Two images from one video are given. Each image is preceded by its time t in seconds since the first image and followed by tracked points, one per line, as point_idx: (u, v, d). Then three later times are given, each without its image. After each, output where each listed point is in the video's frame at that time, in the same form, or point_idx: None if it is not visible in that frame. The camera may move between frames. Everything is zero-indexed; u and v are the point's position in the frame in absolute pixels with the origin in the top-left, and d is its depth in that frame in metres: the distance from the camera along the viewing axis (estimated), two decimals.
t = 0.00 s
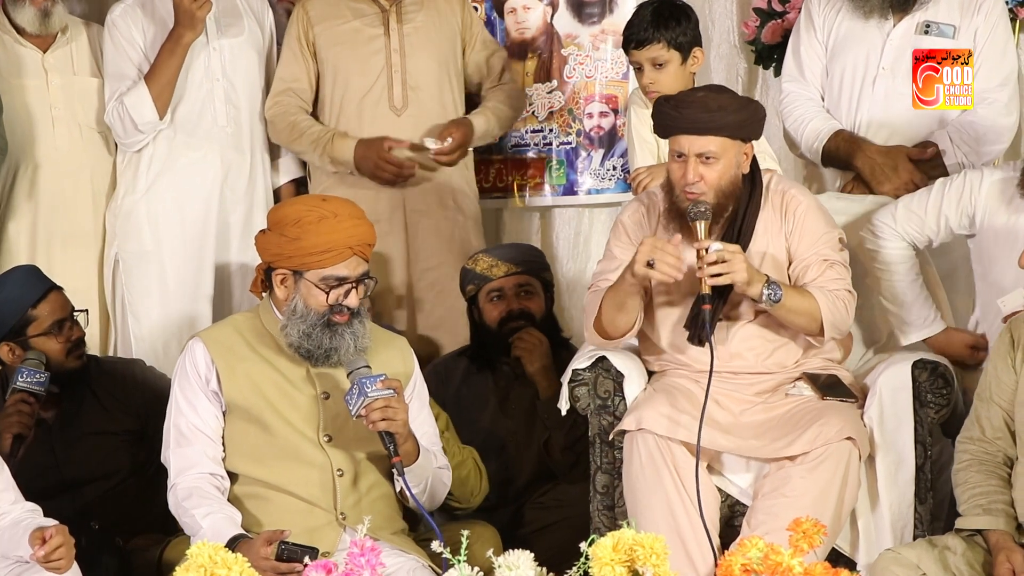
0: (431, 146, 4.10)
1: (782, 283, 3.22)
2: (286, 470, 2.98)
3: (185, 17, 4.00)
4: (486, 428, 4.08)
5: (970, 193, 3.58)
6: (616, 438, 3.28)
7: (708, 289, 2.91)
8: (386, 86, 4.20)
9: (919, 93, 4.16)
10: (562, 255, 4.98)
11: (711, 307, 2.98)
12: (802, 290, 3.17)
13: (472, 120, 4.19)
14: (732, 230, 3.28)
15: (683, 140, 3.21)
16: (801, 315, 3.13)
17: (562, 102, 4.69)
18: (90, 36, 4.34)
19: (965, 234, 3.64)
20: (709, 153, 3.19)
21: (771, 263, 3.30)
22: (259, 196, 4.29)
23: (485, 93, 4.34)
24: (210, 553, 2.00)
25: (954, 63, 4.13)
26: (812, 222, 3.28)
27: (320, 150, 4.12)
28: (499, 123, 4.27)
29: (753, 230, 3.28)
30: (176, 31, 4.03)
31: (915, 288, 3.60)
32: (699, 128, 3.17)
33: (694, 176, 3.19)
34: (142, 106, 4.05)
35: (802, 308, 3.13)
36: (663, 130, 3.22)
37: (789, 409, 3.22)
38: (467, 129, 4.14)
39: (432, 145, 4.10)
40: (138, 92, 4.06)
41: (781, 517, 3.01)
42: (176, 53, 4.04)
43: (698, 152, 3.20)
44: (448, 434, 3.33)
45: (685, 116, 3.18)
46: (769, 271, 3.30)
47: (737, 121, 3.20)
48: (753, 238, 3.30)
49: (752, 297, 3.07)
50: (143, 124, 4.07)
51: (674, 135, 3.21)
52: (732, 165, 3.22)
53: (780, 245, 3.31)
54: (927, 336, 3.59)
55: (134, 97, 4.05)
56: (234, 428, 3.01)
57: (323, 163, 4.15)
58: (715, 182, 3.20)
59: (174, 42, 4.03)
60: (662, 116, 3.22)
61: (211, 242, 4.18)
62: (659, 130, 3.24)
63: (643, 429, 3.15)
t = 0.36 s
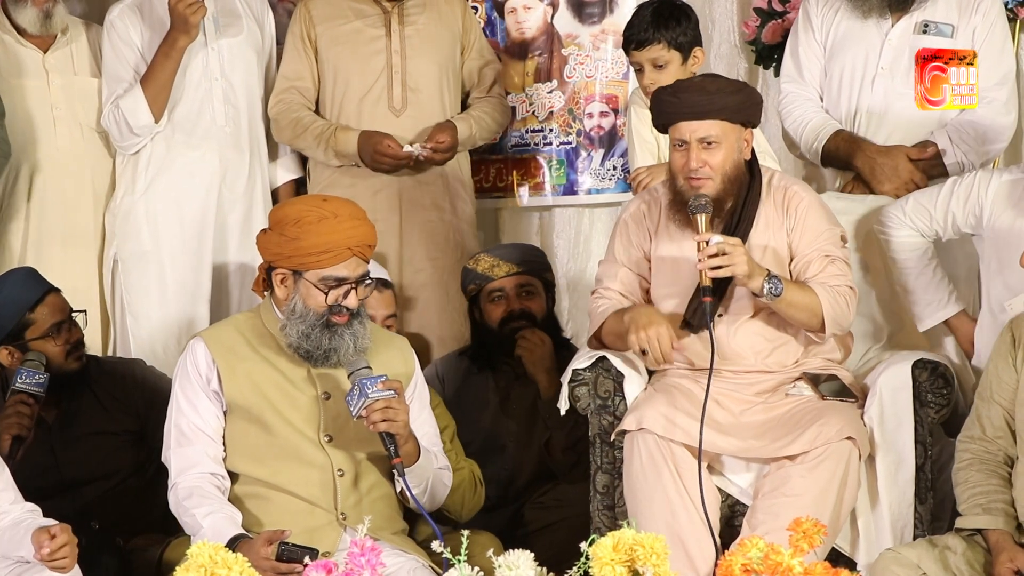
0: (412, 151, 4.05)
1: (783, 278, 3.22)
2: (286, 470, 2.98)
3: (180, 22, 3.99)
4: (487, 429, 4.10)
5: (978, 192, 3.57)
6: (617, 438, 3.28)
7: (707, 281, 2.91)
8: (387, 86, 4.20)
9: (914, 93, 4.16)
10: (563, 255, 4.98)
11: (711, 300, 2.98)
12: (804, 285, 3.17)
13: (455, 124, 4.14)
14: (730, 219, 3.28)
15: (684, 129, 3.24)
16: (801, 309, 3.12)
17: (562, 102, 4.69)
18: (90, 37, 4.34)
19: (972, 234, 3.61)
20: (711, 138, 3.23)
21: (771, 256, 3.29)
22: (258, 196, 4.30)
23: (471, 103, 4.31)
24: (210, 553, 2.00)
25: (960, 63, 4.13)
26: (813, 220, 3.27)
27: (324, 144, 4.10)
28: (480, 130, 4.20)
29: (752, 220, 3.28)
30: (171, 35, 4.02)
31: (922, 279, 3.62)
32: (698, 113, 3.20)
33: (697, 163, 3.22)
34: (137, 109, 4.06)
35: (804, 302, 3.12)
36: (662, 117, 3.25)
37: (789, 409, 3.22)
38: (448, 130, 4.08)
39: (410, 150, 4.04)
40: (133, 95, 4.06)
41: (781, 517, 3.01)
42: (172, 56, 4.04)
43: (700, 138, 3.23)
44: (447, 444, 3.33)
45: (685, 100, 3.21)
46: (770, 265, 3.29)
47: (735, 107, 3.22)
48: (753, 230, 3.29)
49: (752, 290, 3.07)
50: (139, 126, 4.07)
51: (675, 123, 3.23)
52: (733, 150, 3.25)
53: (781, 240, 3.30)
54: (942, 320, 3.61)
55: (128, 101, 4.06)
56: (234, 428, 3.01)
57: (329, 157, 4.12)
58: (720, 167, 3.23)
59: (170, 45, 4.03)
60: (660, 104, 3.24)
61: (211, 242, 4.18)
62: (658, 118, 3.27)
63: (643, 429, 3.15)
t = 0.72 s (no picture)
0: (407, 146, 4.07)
1: (784, 276, 3.21)
2: (287, 470, 2.98)
3: (181, 23, 4.00)
4: (488, 428, 4.10)
5: (978, 202, 3.57)
6: (618, 438, 3.28)
7: (708, 278, 2.91)
8: (387, 86, 4.21)
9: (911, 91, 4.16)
10: (563, 255, 4.98)
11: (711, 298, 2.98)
12: (803, 283, 3.17)
13: (454, 124, 4.14)
14: (734, 215, 3.28)
15: (685, 122, 3.24)
16: (801, 308, 3.12)
17: (563, 102, 4.69)
18: (91, 37, 4.35)
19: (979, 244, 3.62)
20: (712, 130, 3.23)
21: (771, 254, 3.28)
22: (259, 197, 4.31)
23: (472, 103, 4.31)
24: (210, 553, 2.00)
25: (961, 63, 4.10)
26: (814, 219, 3.27)
27: (320, 142, 4.11)
28: (481, 129, 4.20)
29: (755, 217, 3.28)
30: (171, 36, 4.03)
31: (940, 306, 3.66)
32: (699, 104, 3.21)
33: (700, 155, 3.23)
34: (137, 111, 4.07)
35: (804, 301, 3.12)
36: (663, 112, 3.24)
37: (790, 409, 3.21)
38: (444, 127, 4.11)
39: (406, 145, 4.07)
40: (133, 96, 4.07)
41: (781, 517, 3.01)
42: (172, 57, 4.05)
43: (701, 130, 3.23)
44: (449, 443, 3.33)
45: (687, 92, 3.21)
46: (770, 263, 3.28)
47: (735, 101, 3.23)
48: (756, 227, 3.29)
49: (752, 288, 3.06)
50: (138, 128, 4.08)
51: (676, 116, 3.23)
52: (735, 142, 3.26)
53: (781, 239, 3.29)
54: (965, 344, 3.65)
55: (129, 102, 4.06)
56: (234, 428, 3.01)
57: (325, 155, 4.13)
58: (723, 159, 3.24)
59: (169, 46, 4.04)
60: (660, 96, 3.25)
61: (212, 242, 4.19)
62: (657, 114, 3.27)
63: (645, 428, 3.15)
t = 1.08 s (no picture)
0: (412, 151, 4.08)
1: (784, 277, 3.21)
2: (287, 470, 2.98)
3: (185, 25, 4.01)
4: (488, 429, 4.10)
5: (984, 204, 3.57)
6: (619, 438, 3.28)
7: (707, 280, 2.91)
8: (388, 87, 4.21)
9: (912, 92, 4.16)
10: (565, 255, 4.98)
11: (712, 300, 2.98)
12: (803, 284, 3.17)
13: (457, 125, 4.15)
14: (732, 214, 3.28)
15: (685, 123, 3.24)
16: (801, 309, 3.12)
17: (564, 102, 4.69)
18: (91, 37, 4.35)
19: (987, 245, 3.62)
20: (713, 131, 3.23)
21: (771, 256, 3.28)
22: (259, 198, 4.32)
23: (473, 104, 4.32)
24: (211, 552, 2.00)
25: (962, 62, 4.12)
26: (814, 219, 3.27)
27: (319, 142, 4.12)
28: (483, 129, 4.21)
29: (753, 218, 3.28)
30: (175, 38, 4.04)
31: (950, 310, 3.66)
32: (699, 104, 3.21)
33: (700, 155, 3.23)
34: (140, 110, 4.06)
35: (803, 302, 3.13)
36: (663, 112, 3.24)
37: (790, 409, 3.21)
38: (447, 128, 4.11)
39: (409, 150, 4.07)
40: (137, 96, 4.07)
41: (782, 517, 3.01)
42: (176, 59, 4.05)
43: (702, 130, 3.23)
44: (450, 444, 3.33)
45: (688, 92, 3.21)
46: (770, 264, 3.28)
47: (736, 101, 3.23)
48: (754, 229, 3.29)
49: (752, 290, 3.07)
50: (142, 128, 4.08)
51: (677, 117, 3.23)
52: (735, 142, 3.26)
53: (781, 240, 3.29)
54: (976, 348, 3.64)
55: (132, 102, 4.06)
56: (235, 428, 3.01)
57: (323, 156, 4.14)
58: (723, 158, 3.24)
59: (173, 47, 4.05)
60: (661, 97, 3.24)
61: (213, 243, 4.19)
62: (657, 114, 3.27)
63: (646, 428, 3.15)
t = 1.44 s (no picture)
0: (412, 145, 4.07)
1: (785, 278, 3.21)
2: (288, 471, 2.98)
3: (190, 26, 4.01)
4: (489, 429, 4.10)
5: (984, 202, 3.56)
6: (620, 438, 3.28)
7: (708, 282, 2.92)
8: (389, 87, 4.21)
9: (913, 91, 4.16)
10: (566, 255, 4.98)
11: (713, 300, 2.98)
12: (805, 286, 3.17)
13: (457, 128, 4.15)
14: (734, 215, 3.28)
15: (687, 124, 3.24)
16: (803, 311, 3.12)
17: (564, 103, 4.69)
18: (94, 37, 4.36)
19: (987, 244, 3.62)
20: (715, 132, 3.23)
21: (773, 257, 3.28)
22: (262, 198, 4.31)
23: (475, 105, 4.32)
24: (213, 553, 2.00)
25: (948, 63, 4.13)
26: (815, 220, 3.27)
27: (320, 143, 4.13)
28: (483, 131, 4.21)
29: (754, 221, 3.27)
30: (179, 39, 4.04)
31: (948, 309, 3.65)
32: (701, 105, 3.20)
33: (703, 155, 3.22)
34: (143, 111, 4.07)
35: (805, 303, 3.12)
36: (665, 113, 3.24)
37: (792, 409, 3.21)
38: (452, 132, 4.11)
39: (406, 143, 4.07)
40: (140, 96, 4.08)
41: (783, 517, 3.01)
42: (179, 59, 4.06)
43: (704, 131, 3.23)
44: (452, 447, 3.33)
45: (690, 93, 3.21)
46: (771, 265, 3.28)
47: (738, 102, 3.23)
48: (755, 231, 3.28)
49: (754, 292, 3.06)
50: (144, 128, 4.08)
51: (678, 118, 3.23)
52: (738, 142, 3.26)
53: (782, 241, 3.29)
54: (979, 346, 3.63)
55: (135, 102, 4.07)
56: (236, 428, 3.01)
57: (325, 156, 4.15)
58: (729, 157, 3.24)
59: (177, 48, 4.05)
60: (664, 99, 3.24)
61: (215, 243, 4.20)
62: (659, 115, 3.27)
63: (647, 428, 3.15)
